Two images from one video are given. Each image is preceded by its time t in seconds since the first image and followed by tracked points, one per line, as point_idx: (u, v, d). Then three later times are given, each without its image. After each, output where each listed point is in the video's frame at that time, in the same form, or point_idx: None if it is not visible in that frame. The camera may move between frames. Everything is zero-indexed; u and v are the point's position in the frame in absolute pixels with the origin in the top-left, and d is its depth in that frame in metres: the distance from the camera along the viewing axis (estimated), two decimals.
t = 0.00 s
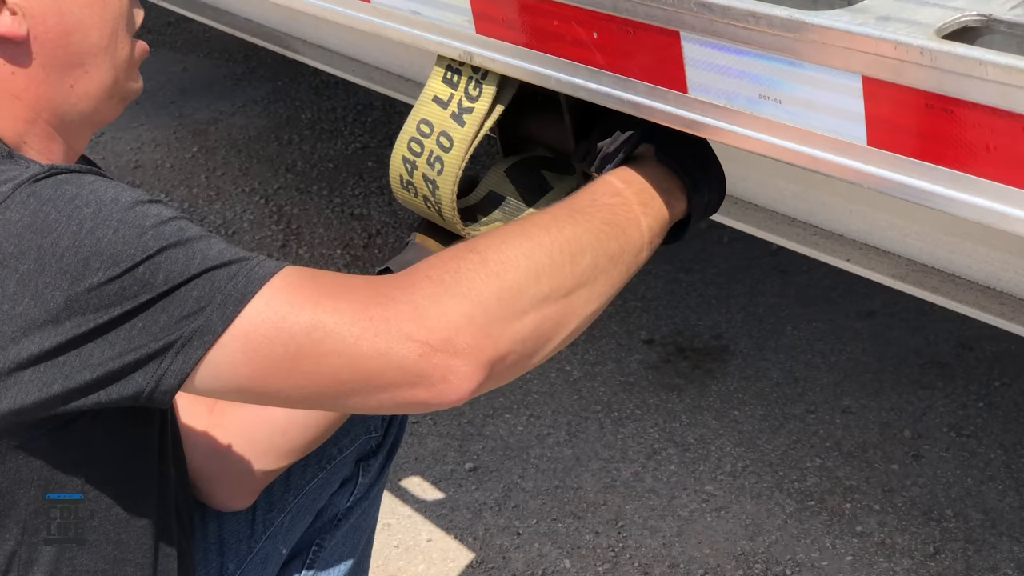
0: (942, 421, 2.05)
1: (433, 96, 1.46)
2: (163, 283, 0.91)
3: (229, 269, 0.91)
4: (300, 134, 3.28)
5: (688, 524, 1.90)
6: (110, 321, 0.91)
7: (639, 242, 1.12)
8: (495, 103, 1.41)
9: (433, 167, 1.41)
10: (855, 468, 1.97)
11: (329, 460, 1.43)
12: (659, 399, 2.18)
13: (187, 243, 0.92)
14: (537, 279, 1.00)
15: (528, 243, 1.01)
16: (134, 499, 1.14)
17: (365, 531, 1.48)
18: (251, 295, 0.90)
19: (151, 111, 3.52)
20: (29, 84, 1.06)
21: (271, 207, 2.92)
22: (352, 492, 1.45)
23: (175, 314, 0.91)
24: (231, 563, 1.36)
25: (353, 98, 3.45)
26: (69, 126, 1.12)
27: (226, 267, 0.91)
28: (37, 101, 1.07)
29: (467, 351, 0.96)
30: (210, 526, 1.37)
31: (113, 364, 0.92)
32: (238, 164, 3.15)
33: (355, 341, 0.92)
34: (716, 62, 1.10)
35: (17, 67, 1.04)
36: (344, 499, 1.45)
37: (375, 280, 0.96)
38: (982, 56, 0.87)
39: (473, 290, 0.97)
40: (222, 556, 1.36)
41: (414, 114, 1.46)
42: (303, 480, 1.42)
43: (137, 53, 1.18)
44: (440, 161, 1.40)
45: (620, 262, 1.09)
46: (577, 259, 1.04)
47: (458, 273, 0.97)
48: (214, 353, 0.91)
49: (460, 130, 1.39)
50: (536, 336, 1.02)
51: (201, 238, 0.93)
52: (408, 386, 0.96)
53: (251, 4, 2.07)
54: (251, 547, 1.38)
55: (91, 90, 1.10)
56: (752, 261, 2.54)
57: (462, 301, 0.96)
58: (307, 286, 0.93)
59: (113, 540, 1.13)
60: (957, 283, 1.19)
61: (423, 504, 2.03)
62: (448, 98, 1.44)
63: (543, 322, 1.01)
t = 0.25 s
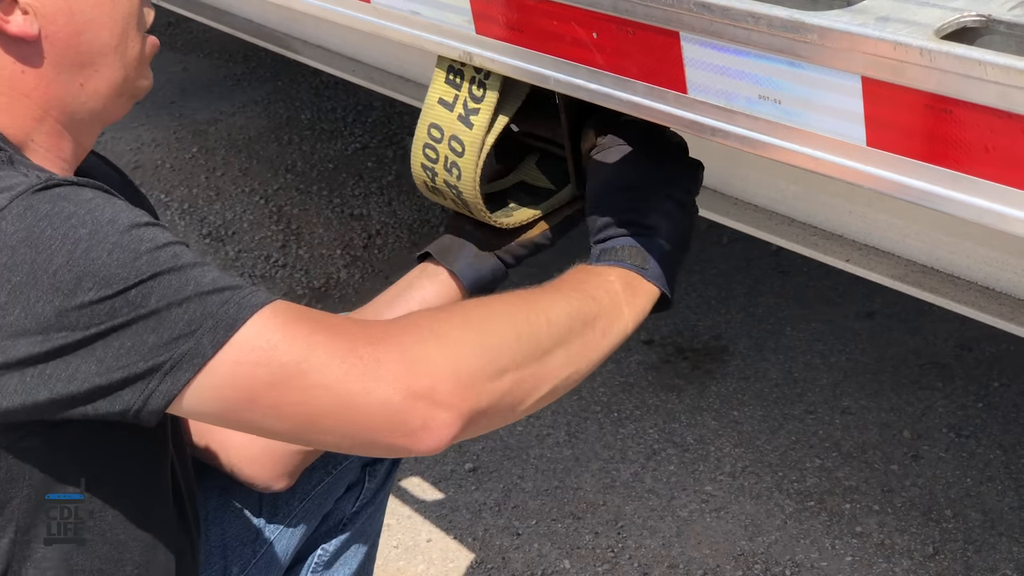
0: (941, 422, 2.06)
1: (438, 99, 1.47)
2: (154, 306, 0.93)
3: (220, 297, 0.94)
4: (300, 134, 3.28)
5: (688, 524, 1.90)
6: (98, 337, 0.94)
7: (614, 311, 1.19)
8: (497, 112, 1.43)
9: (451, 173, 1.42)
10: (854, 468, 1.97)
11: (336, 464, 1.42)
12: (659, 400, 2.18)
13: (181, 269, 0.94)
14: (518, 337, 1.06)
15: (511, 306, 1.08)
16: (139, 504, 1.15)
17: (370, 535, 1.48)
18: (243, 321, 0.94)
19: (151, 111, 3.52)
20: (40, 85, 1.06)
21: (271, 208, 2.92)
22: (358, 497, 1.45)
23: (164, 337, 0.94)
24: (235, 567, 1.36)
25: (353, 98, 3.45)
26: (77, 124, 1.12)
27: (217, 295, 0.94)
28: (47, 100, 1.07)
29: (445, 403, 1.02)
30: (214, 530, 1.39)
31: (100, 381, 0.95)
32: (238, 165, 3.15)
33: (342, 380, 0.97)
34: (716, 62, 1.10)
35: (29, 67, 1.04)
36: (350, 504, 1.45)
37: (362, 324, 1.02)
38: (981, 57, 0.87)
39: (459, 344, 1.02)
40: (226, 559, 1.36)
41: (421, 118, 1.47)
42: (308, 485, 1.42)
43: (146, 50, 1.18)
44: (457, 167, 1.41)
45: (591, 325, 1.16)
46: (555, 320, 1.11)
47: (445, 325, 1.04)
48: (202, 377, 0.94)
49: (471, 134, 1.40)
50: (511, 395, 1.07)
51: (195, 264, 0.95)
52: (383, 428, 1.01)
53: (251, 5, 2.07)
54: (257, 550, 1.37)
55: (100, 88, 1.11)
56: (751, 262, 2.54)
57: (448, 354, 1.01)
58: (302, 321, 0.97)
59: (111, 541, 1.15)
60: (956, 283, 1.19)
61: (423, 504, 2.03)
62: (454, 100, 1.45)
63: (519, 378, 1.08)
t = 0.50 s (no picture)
0: (942, 422, 2.05)
1: (437, 98, 1.46)
2: (150, 311, 0.94)
3: (217, 302, 0.94)
4: (302, 135, 3.28)
5: (689, 524, 1.90)
6: (98, 341, 0.95)
7: (622, 307, 1.17)
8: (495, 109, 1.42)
9: (447, 174, 1.42)
10: (855, 469, 1.97)
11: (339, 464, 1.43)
12: (660, 400, 2.18)
13: (179, 273, 0.95)
14: (517, 340, 1.04)
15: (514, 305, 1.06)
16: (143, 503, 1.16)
17: (373, 534, 1.48)
18: (237, 329, 0.94)
19: (153, 112, 3.53)
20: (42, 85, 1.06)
21: (272, 208, 2.93)
22: (361, 497, 1.45)
23: (161, 341, 0.94)
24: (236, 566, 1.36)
25: (354, 99, 3.45)
26: (81, 123, 1.12)
27: (213, 300, 0.94)
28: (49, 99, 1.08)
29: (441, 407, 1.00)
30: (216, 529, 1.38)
31: (99, 384, 0.96)
32: (239, 165, 3.16)
33: (333, 389, 0.96)
34: (716, 62, 1.10)
35: (33, 67, 1.05)
36: (353, 503, 1.45)
37: (361, 326, 1.00)
38: (981, 57, 0.87)
39: (457, 347, 1.01)
40: (228, 558, 1.36)
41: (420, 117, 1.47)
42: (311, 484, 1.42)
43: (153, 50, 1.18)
44: (453, 168, 1.41)
45: (597, 321, 1.14)
46: (558, 319, 1.08)
47: (445, 328, 1.01)
48: (197, 386, 0.95)
49: (466, 134, 1.39)
50: (510, 396, 1.06)
51: (193, 268, 0.96)
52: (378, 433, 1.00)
53: (252, 6, 2.07)
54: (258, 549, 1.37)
55: (103, 88, 1.11)
56: (753, 262, 2.54)
57: (446, 357, 1.00)
58: (296, 328, 0.96)
59: (111, 534, 1.15)
60: (957, 283, 1.19)
61: (424, 504, 2.03)
62: (452, 101, 1.44)
63: (519, 380, 1.06)
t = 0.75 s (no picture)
0: (943, 423, 2.06)
1: (437, 99, 1.47)
2: (169, 252, 0.93)
3: (235, 233, 0.94)
4: (303, 136, 3.29)
5: (690, 525, 1.90)
6: (119, 292, 0.93)
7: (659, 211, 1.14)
8: (497, 109, 1.42)
9: (447, 174, 1.44)
10: (856, 470, 1.97)
11: (341, 466, 1.46)
12: (661, 401, 2.18)
13: (194, 215, 0.94)
14: (556, 234, 1.01)
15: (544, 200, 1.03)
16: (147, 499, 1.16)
17: (375, 537, 1.49)
18: (256, 256, 0.92)
19: (154, 113, 3.53)
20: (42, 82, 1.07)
21: (274, 209, 2.93)
22: (363, 500, 1.46)
23: (183, 277, 0.93)
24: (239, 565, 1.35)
25: (356, 100, 3.46)
26: (83, 122, 1.12)
27: (230, 232, 0.94)
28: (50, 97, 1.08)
29: (480, 299, 0.97)
30: (217, 529, 1.38)
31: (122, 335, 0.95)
32: (241, 166, 3.16)
33: (366, 288, 0.93)
34: (718, 64, 1.11)
35: (32, 67, 1.05)
36: (355, 506, 1.46)
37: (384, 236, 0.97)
38: (983, 59, 0.87)
39: (492, 240, 0.97)
40: (230, 559, 1.36)
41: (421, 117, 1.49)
42: (313, 485, 1.43)
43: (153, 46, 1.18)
44: (452, 169, 1.43)
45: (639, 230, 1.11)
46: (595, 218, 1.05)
47: (474, 226, 0.99)
48: (222, 313, 0.93)
49: (464, 135, 1.41)
50: (552, 290, 1.02)
51: (208, 211, 0.95)
52: (417, 334, 0.97)
53: (254, 7, 2.08)
54: (261, 549, 1.36)
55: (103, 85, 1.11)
56: (754, 263, 2.55)
57: (481, 249, 0.96)
58: (319, 242, 0.95)
59: (117, 527, 1.15)
60: (958, 285, 1.19)
61: (426, 504, 2.04)
62: (451, 100, 1.45)
63: (562, 274, 1.02)
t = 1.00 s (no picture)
0: (949, 425, 2.06)
1: (443, 99, 1.48)
2: (180, 267, 0.93)
3: (245, 250, 0.94)
4: (308, 138, 3.29)
5: (696, 526, 1.90)
6: (128, 305, 0.93)
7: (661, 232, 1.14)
8: (502, 108, 1.42)
9: (455, 175, 1.45)
10: (861, 472, 1.97)
11: (350, 465, 1.45)
12: (667, 403, 2.18)
13: (206, 229, 0.94)
14: (561, 259, 1.02)
15: (552, 225, 1.04)
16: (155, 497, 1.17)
17: (381, 536, 1.49)
18: (266, 274, 0.93)
19: (159, 114, 3.54)
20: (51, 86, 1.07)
21: (278, 211, 2.93)
22: (371, 498, 1.46)
23: (192, 294, 0.93)
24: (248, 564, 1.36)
25: (361, 102, 3.46)
26: (90, 124, 1.13)
27: (241, 249, 0.94)
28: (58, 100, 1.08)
29: (486, 326, 0.97)
30: (225, 528, 1.39)
31: (131, 346, 0.95)
32: (246, 168, 3.16)
33: (376, 313, 0.93)
34: (725, 65, 1.11)
35: (40, 72, 1.06)
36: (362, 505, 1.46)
37: (392, 261, 0.98)
38: (991, 60, 0.87)
39: (499, 266, 0.98)
40: (239, 558, 1.37)
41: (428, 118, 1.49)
42: (320, 483, 1.43)
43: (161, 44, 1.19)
44: (460, 169, 1.44)
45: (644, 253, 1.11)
46: (601, 245, 1.06)
47: (482, 251, 0.99)
48: (230, 332, 0.93)
49: (470, 137, 1.41)
50: (557, 316, 1.03)
51: (219, 225, 0.95)
52: (423, 360, 0.97)
53: (260, 9, 2.08)
54: (270, 546, 1.37)
55: (111, 86, 1.12)
56: (759, 265, 2.55)
57: (487, 275, 0.98)
58: (328, 265, 0.95)
59: (125, 530, 1.15)
60: (964, 286, 1.19)
61: (431, 506, 2.04)
62: (456, 101, 1.46)
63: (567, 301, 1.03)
